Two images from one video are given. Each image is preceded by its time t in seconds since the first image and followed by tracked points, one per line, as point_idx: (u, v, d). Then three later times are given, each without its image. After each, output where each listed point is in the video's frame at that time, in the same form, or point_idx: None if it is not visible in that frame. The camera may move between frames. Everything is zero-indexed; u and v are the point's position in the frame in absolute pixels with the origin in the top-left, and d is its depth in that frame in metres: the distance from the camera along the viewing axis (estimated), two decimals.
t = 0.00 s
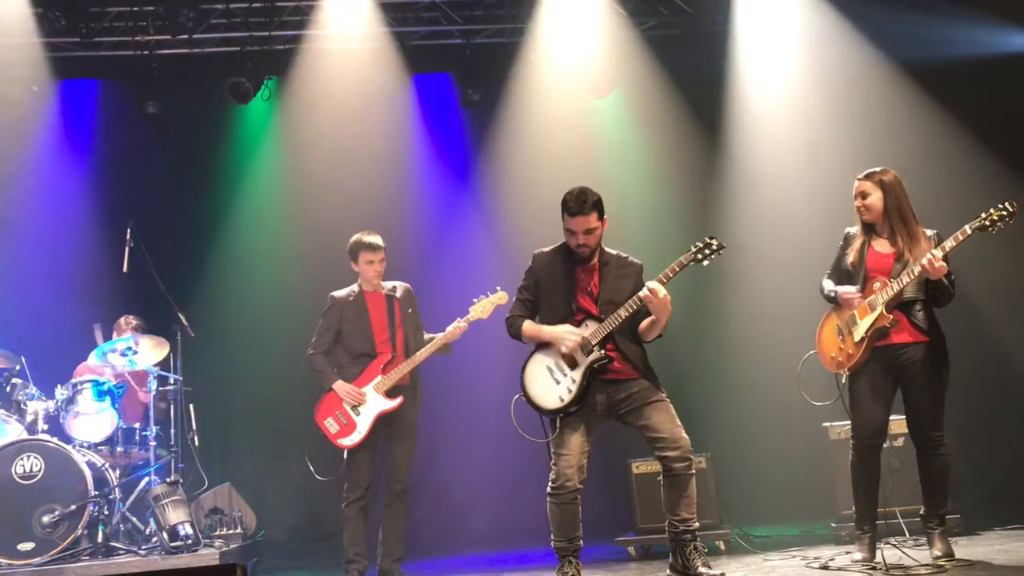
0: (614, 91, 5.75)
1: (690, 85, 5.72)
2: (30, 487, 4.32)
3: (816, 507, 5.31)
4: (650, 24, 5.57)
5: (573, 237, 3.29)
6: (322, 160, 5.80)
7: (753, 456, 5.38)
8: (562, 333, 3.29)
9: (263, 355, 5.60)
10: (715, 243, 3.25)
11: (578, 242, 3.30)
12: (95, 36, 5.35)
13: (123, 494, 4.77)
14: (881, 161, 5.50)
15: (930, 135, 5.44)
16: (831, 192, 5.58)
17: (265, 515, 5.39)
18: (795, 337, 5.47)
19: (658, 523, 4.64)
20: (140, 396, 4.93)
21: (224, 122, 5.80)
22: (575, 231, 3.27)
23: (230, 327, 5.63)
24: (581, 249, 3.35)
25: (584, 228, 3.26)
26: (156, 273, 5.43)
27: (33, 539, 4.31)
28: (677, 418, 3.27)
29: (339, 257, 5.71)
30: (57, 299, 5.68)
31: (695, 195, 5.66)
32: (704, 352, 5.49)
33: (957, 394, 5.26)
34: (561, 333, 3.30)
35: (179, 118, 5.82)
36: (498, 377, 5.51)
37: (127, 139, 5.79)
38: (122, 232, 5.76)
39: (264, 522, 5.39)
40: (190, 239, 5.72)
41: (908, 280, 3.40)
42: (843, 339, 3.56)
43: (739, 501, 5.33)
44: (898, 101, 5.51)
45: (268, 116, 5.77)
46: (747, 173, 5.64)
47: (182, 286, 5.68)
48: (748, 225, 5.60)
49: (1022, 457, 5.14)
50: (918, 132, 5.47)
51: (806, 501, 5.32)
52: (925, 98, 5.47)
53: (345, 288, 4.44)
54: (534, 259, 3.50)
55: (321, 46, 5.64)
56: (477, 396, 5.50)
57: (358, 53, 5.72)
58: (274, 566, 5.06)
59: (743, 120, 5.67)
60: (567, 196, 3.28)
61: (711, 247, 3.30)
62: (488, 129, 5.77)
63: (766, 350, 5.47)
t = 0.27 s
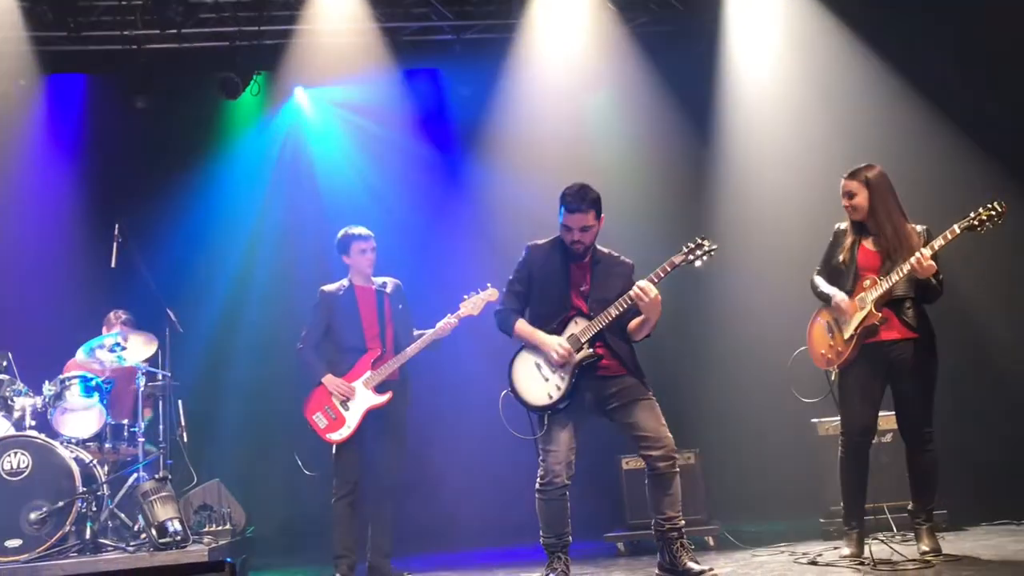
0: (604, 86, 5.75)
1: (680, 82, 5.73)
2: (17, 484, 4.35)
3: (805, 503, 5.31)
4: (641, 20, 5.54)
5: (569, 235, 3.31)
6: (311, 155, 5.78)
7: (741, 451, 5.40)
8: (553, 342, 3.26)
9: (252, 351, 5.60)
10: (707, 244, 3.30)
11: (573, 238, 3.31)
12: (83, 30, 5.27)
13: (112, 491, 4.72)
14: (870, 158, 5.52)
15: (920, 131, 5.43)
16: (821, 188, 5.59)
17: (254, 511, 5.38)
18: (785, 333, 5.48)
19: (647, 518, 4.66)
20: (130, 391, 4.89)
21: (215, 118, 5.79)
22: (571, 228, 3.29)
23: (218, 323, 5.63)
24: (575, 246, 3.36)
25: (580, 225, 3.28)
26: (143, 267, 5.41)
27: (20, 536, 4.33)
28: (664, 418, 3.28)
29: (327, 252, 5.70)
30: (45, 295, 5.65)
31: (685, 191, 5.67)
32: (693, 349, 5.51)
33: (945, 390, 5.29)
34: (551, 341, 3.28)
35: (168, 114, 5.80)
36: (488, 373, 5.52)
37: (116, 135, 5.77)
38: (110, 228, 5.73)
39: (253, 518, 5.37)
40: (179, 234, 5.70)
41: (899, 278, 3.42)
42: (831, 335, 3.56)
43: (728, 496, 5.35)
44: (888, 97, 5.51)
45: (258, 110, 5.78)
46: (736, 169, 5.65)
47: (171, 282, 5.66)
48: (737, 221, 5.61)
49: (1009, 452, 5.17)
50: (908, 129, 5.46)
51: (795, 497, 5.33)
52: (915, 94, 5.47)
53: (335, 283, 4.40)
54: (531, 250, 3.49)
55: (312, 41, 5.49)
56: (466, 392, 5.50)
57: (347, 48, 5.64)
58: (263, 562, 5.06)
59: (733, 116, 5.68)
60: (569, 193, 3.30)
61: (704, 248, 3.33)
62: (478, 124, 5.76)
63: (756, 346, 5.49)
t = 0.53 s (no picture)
0: (595, 83, 5.75)
1: (671, 78, 5.72)
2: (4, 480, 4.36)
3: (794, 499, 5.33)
4: (631, 16, 5.55)
5: (551, 235, 3.31)
6: (301, 151, 5.77)
7: (731, 447, 5.41)
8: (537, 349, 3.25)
9: (243, 347, 5.59)
10: (691, 242, 3.32)
11: (556, 237, 3.32)
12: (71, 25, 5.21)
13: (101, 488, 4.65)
14: (860, 155, 5.53)
15: (910, 129, 5.45)
16: (811, 185, 5.60)
17: (244, 508, 5.37)
18: (774, 330, 5.50)
19: (637, 515, 4.67)
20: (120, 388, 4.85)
21: (204, 113, 5.76)
22: (554, 227, 3.30)
23: (208, 319, 5.61)
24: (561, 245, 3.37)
25: (564, 224, 3.29)
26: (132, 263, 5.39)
27: (9, 533, 4.33)
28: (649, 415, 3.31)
29: (318, 249, 5.68)
30: (33, 292, 5.62)
31: (676, 188, 5.67)
32: (683, 345, 5.52)
33: (935, 385, 5.30)
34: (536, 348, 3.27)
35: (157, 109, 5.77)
36: (479, 370, 5.51)
37: (104, 130, 5.73)
38: (99, 224, 5.70)
39: (243, 514, 5.37)
40: (168, 231, 5.68)
41: (888, 276, 3.44)
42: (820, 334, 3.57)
43: (718, 492, 5.37)
44: (877, 95, 5.54)
45: (248, 106, 5.76)
46: (727, 166, 5.66)
47: (161, 279, 5.64)
48: (728, 218, 5.62)
49: (996, 448, 5.20)
50: (897, 126, 5.48)
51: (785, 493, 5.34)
52: (904, 91, 5.49)
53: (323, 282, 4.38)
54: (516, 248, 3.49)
55: (303, 36, 5.49)
56: (457, 388, 5.50)
57: (337, 43, 5.64)
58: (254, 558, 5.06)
59: (724, 112, 5.68)
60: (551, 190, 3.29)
61: (689, 245, 3.35)
62: (469, 120, 5.76)
63: (746, 343, 5.51)
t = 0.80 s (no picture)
0: (587, 79, 5.75)
1: (663, 75, 5.73)
2: None
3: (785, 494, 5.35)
4: (622, 13, 5.55)
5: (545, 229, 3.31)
6: (292, 146, 5.75)
7: (722, 443, 5.43)
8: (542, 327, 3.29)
9: (234, 343, 5.58)
10: (684, 229, 3.32)
11: (550, 233, 3.32)
12: (61, 19, 5.17)
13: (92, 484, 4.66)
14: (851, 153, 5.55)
15: (901, 127, 5.48)
16: (802, 182, 5.62)
17: (236, 504, 5.37)
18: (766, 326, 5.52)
19: (628, 510, 4.68)
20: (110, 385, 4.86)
21: (194, 108, 5.73)
22: (547, 223, 3.30)
23: (199, 315, 5.60)
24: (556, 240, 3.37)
25: (560, 218, 3.29)
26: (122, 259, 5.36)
27: None
28: (649, 407, 3.30)
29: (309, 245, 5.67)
30: (22, 288, 5.60)
31: (667, 185, 5.69)
32: (672, 342, 5.54)
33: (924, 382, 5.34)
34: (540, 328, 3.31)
35: (146, 105, 5.74)
36: (470, 366, 5.51)
37: (93, 126, 5.70)
38: (89, 220, 5.67)
39: (234, 510, 5.36)
40: (159, 226, 5.66)
41: (877, 271, 3.44)
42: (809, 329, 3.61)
43: (709, 488, 5.38)
44: (870, 92, 5.55)
45: (239, 101, 5.73)
46: (718, 163, 5.67)
47: (151, 274, 5.62)
48: (718, 215, 5.63)
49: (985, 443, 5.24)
50: (888, 123, 5.51)
51: (775, 488, 5.36)
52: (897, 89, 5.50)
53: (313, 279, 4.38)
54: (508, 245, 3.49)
55: (295, 31, 5.47)
56: (448, 384, 5.50)
57: (328, 39, 5.62)
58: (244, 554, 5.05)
59: (715, 109, 5.69)
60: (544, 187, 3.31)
61: (681, 234, 3.36)
62: (460, 116, 5.75)
63: (737, 339, 5.52)
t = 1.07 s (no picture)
0: (578, 75, 5.75)
1: (655, 72, 5.75)
2: None
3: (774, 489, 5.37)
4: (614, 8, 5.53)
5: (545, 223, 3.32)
6: (281, 141, 5.72)
7: (711, 437, 5.45)
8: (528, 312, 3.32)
9: (223, 339, 5.56)
10: (680, 226, 3.32)
11: (550, 227, 3.32)
12: (49, 13, 5.14)
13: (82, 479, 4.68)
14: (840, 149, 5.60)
15: (890, 123, 5.51)
16: (791, 178, 5.64)
17: (226, 499, 5.36)
18: (754, 322, 5.56)
19: (619, 505, 4.70)
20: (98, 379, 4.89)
21: (184, 102, 5.69)
22: (548, 216, 3.30)
23: (188, 311, 5.57)
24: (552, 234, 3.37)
25: (557, 214, 3.29)
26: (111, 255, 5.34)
27: None
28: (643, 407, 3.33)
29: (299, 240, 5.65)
30: (9, 283, 5.55)
31: (658, 180, 5.69)
32: (663, 337, 5.54)
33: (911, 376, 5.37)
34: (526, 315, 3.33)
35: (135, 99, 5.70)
36: (461, 361, 5.51)
37: (81, 120, 5.66)
38: (77, 214, 5.63)
39: (224, 505, 5.35)
40: (148, 222, 5.63)
41: (864, 263, 3.47)
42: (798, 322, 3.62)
43: (699, 482, 5.40)
44: (858, 88, 5.58)
45: (228, 96, 5.68)
46: (708, 158, 5.67)
47: (140, 269, 5.59)
48: (708, 210, 5.65)
49: (972, 437, 5.28)
50: (878, 120, 5.54)
51: (765, 483, 5.38)
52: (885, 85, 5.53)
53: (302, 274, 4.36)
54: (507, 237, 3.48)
55: (284, 26, 5.45)
56: (439, 379, 5.50)
57: (318, 34, 5.60)
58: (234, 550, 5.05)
59: (705, 106, 5.71)
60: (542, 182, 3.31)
61: (678, 230, 3.35)
62: (451, 111, 5.75)
63: (727, 334, 5.54)
